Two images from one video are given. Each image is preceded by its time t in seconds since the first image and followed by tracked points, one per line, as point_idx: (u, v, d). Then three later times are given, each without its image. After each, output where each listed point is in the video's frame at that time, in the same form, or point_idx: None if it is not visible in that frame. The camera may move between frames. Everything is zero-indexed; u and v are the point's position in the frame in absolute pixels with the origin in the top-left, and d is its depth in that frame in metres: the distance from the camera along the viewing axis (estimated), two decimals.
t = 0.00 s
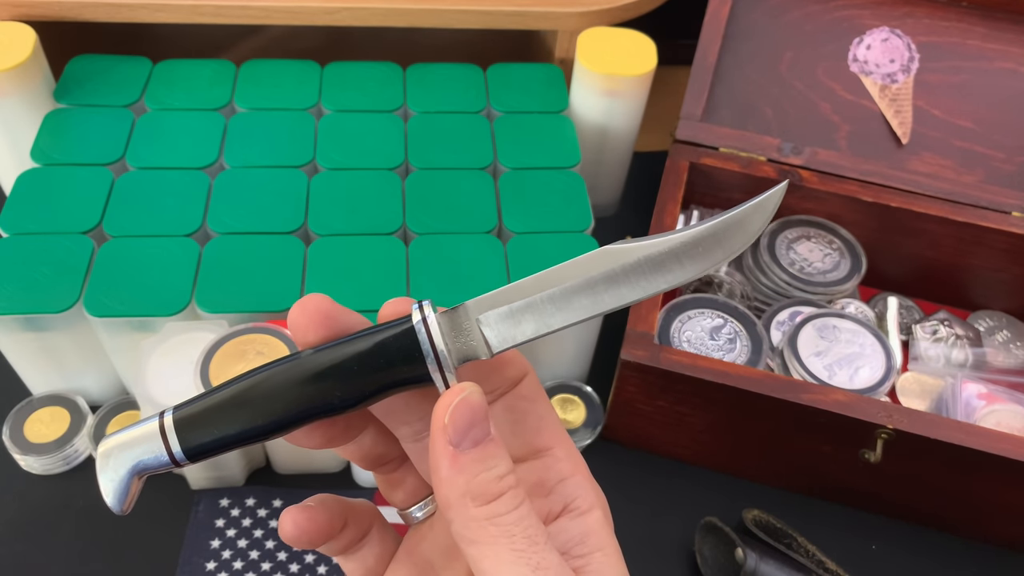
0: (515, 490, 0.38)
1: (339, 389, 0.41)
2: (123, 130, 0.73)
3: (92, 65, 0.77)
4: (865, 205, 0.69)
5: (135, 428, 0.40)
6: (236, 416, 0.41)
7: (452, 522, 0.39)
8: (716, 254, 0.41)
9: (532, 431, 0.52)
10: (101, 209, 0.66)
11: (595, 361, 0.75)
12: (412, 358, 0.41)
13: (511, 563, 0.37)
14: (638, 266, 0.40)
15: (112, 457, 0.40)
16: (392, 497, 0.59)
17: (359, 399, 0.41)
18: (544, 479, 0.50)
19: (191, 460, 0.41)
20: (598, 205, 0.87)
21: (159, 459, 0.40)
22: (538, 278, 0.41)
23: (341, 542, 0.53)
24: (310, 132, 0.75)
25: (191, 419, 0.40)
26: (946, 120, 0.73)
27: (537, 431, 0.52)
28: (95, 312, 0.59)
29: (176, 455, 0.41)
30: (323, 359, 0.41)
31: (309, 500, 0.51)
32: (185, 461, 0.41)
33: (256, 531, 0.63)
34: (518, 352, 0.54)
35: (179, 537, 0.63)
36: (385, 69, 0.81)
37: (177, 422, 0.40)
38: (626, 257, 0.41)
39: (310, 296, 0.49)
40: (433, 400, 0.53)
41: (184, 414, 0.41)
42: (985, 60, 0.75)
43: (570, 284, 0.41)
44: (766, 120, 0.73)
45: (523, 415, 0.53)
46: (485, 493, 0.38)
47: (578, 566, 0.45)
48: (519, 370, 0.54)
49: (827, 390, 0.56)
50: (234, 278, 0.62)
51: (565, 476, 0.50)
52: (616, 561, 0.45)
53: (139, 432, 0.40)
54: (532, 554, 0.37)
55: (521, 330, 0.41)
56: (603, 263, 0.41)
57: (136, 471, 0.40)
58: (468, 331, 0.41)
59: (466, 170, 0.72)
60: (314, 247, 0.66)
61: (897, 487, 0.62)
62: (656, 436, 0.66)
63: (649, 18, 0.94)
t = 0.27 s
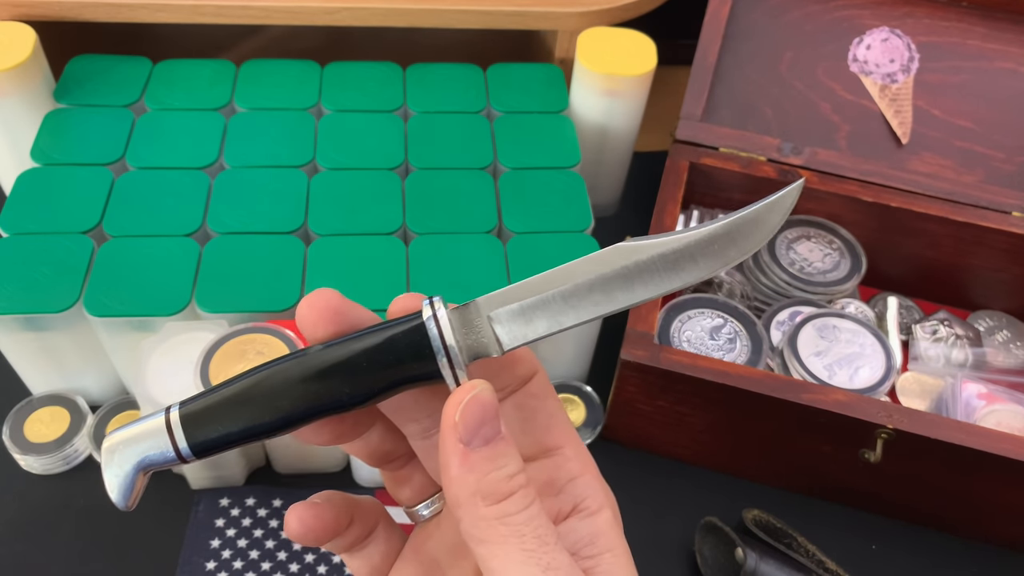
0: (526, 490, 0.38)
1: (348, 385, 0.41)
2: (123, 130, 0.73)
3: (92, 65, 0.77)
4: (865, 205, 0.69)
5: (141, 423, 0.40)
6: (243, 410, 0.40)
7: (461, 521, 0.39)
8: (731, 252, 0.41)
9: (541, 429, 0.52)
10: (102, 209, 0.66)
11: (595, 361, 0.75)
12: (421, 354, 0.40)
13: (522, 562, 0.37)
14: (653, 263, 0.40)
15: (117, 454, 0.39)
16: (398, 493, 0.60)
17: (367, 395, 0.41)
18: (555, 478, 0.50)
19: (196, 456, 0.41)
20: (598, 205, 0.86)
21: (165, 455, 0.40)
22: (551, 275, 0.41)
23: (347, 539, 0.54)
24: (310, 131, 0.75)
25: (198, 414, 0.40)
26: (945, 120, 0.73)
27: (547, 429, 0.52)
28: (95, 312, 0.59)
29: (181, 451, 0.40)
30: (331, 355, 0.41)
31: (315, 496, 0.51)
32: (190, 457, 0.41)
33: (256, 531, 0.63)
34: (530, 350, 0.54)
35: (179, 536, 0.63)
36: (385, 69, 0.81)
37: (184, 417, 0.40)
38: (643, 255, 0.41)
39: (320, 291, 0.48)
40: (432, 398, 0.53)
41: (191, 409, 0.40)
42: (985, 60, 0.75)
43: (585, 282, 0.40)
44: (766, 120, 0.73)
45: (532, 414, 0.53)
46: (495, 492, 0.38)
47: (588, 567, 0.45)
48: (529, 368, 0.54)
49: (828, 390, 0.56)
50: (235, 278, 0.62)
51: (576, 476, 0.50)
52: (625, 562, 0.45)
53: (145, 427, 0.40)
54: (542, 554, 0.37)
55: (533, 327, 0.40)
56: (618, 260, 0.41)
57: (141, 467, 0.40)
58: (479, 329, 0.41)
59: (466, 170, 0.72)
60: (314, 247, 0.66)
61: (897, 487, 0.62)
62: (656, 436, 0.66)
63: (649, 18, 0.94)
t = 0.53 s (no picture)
0: (548, 473, 0.38)
1: (371, 361, 0.40)
2: (123, 130, 0.73)
3: (92, 65, 0.77)
4: (865, 205, 0.69)
5: (157, 393, 0.40)
6: (266, 383, 0.40)
7: (481, 502, 0.38)
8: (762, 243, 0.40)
9: (560, 416, 0.52)
10: (102, 209, 0.66)
11: (595, 360, 0.75)
12: (447, 335, 0.40)
13: (543, 545, 0.36)
14: (683, 251, 0.39)
15: (132, 423, 0.39)
16: (411, 477, 0.59)
17: (393, 371, 0.41)
18: (572, 465, 0.49)
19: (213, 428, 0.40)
20: (598, 205, 0.86)
21: (181, 425, 0.39)
22: (580, 258, 0.40)
23: (357, 522, 0.54)
24: (310, 131, 0.75)
25: (219, 384, 0.39)
26: (946, 120, 0.72)
27: (567, 417, 0.52)
28: (95, 312, 0.59)
29: (198, 423, 0.40)
30: (356, 331, 0.40)
31: (330, 477, 0.52)
32: (207, 429, 0.40)
33: (256, 531, 0.63)
34: (550, 336, 0.54)
35: (179, 537, 0.63)
36: (385, 69, 0.81)
37: (204, 387, 0.39)
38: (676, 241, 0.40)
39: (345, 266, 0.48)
40: (433, 394, 0.53)
41: (213, 379, 0.40)
42: (985, 60, 0.75)
43: (614, 266, 0.39)
44: (766, 120, 0.73)
45: (551, 399, 0.53)
46: (517, 473, 0.37)
47: (606, 554, 0.44)
48: (549, 354, 0.54)
49: (828, 390, 0.56)
50: (235, 278, 0.62)
51: (593, 463, 0.49)
52: (642, 552, 0.44)
53: (161, 397, 0.39)
54: (564, 537, 0.37)
55: (560, 310, 0.40)
56: (648, 246, 0.40)
57: (157, 437, 0.39)
58: (506, 310, 0.40)
59: (466, 170, 0.72)
60: (314, 247, 0.65)
61: (897, 487, 0.62)
62: (656, 437, 0.66)
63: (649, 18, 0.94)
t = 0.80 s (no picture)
0: (589, 475, 0.38)
1: (420, 362, 0.40)
2: (123, 130, 0.73)
3: (91, 65, 0.77)
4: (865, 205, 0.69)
5: (207, 388, 0.39)
6: (312, 382, 0.39)
7: (524, 503, 0.38)
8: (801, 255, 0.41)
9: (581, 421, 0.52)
10: (101, 209, 0.66)
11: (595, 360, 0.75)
12: (496, 338, 0.40)
13: (584, 546, 0.36)
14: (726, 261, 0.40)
15: (184, 413, 0.38)
16: (445, 479, 0.58)
17: (438, 373, 0.40)
18: (606, 470, 0.49)
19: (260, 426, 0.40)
20: (597, 205, 0.86)
21: (230, 421, 0.39)
22: (624, 264, 0.40)
23: (393, 520, 0.53)
24: (310, 131, 0.74)
25: (265, 382, 0.39)
26: (946, 120, 0.72)
27: (602, 422, 0.52)
28: (95, 312, 0.59)
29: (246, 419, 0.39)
30: (404, 331, 0.40)
31: (370, 476, 0.52)
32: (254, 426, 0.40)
33: (256, 531, 0.63)
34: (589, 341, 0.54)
35: (179, 537, 0.63)
36: (385, 69, 0.81)
37: (250, 385, 0.39)
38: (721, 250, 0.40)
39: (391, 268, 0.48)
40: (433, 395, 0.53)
41: (258, 377, 0.39)
42: (985, 60, 0.75)
43: (659, 274, 0.39)
44: (766, 120, 0.73)
45: (587, 405, 0.52)
46: (560, 475, 0.37)
47: (644, 558, 0.44)
48: (586, 359, 0.54)
49: (828, 390, 0.56)
50: (235, 277, 0.62)
51: (627, 468, 0.49)
52: (677, 557, 0.44)
53: (211, 392, 0.39)
54: (605, 539, 0.36)
55: (602, 315, 0.40)
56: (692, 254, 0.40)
57: (205, 432, 0.39)
58: (547, 315, 0.40)
59: (466, 170, 0.72)
60: (314, 247, 0.65)
61: (897, 487, 0.62)
62: (656, 437, 0.66)
63: (649, 18, 0.94)
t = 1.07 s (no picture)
0: (618, 475, 0.37)
1: (438, 354, 0.38)
2: (123, 130, 0.73)
3: (91, 65, 0.77)
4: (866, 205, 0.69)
5: (214, 381, 0.37)
6: (327, 374, 0.38)
7: (550, 504, 0.38)
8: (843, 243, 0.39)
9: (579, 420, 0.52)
10: (101, 209, 0.66)
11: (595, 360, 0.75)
12: (518, 329, 0.38)
13: (614, 549, 0.36)
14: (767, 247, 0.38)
15: (191, 408, 0.37)
16: (462, 472, 0.58)
17: (460, 365, 0.39)
18: (634, 465, 0.48)
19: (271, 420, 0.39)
20: (597, 205, 0.87)
21: (240, 415, 0.37)
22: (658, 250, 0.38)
23: (409, 513, 0.54)
24: (310, 131, 0.75)
25: (278, 374, 0.38)
26: (945, 120, 0.73)
27: (629, 416, 0.51)
28: (95, 312, 0.59)
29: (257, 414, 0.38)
30: (422, 321, 0.38)
31: (384, 470, 0.52)
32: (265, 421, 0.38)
33: (256, 531, 0.63)
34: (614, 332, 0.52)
35: (179, 537, 0.63)
36: (385, 69, 0.81)
37: (261, 377, 0.37)
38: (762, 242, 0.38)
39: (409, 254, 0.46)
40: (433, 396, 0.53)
41: (271, 369, 0.38)
42: (985, 60, 0.75)
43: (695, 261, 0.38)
44: (766, 120, 0.73)
45: (614, 397, 0.52)
46: (589, 474, 0.37)
47: (673, 558, 0.42)
48: (612, 350, 0.52)
49: (828, 390, 0.56)
50: (235, 277, 0.62)
51: (655, 464, 0.49)
52: (705, 556, 0.43)
53: (219, 385, 0.37)
54: (635, 542, 0.36)
55: (632, 306, 0.38)
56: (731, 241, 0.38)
57: (213, 427, 0.37)
58: (575, 305, 0.38)
59: (466, 170, 0.72)
60: (314, 247, 0.65)
61: (898, 487, 0.62)
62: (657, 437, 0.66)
63: (649, 18, 0.94)
